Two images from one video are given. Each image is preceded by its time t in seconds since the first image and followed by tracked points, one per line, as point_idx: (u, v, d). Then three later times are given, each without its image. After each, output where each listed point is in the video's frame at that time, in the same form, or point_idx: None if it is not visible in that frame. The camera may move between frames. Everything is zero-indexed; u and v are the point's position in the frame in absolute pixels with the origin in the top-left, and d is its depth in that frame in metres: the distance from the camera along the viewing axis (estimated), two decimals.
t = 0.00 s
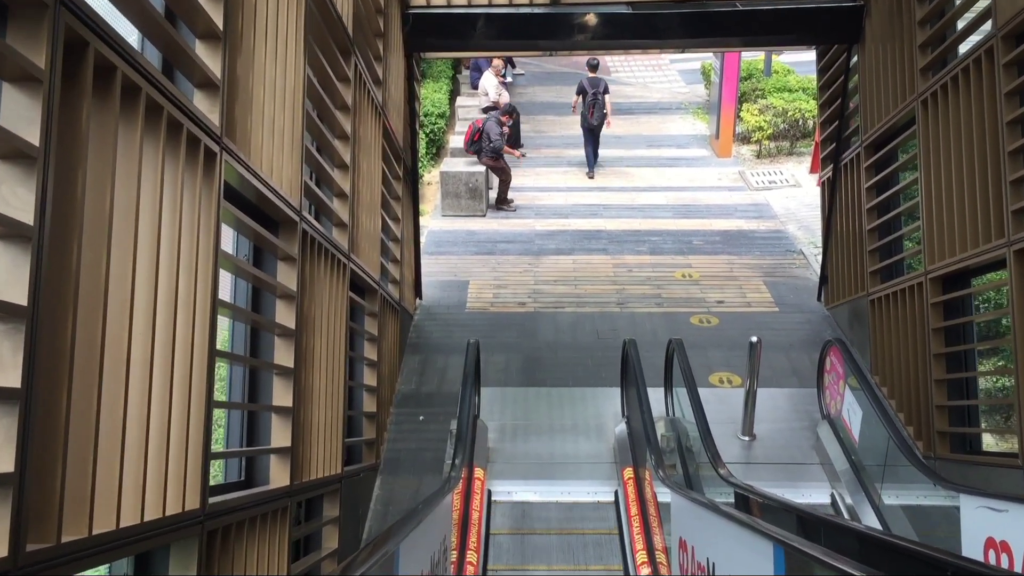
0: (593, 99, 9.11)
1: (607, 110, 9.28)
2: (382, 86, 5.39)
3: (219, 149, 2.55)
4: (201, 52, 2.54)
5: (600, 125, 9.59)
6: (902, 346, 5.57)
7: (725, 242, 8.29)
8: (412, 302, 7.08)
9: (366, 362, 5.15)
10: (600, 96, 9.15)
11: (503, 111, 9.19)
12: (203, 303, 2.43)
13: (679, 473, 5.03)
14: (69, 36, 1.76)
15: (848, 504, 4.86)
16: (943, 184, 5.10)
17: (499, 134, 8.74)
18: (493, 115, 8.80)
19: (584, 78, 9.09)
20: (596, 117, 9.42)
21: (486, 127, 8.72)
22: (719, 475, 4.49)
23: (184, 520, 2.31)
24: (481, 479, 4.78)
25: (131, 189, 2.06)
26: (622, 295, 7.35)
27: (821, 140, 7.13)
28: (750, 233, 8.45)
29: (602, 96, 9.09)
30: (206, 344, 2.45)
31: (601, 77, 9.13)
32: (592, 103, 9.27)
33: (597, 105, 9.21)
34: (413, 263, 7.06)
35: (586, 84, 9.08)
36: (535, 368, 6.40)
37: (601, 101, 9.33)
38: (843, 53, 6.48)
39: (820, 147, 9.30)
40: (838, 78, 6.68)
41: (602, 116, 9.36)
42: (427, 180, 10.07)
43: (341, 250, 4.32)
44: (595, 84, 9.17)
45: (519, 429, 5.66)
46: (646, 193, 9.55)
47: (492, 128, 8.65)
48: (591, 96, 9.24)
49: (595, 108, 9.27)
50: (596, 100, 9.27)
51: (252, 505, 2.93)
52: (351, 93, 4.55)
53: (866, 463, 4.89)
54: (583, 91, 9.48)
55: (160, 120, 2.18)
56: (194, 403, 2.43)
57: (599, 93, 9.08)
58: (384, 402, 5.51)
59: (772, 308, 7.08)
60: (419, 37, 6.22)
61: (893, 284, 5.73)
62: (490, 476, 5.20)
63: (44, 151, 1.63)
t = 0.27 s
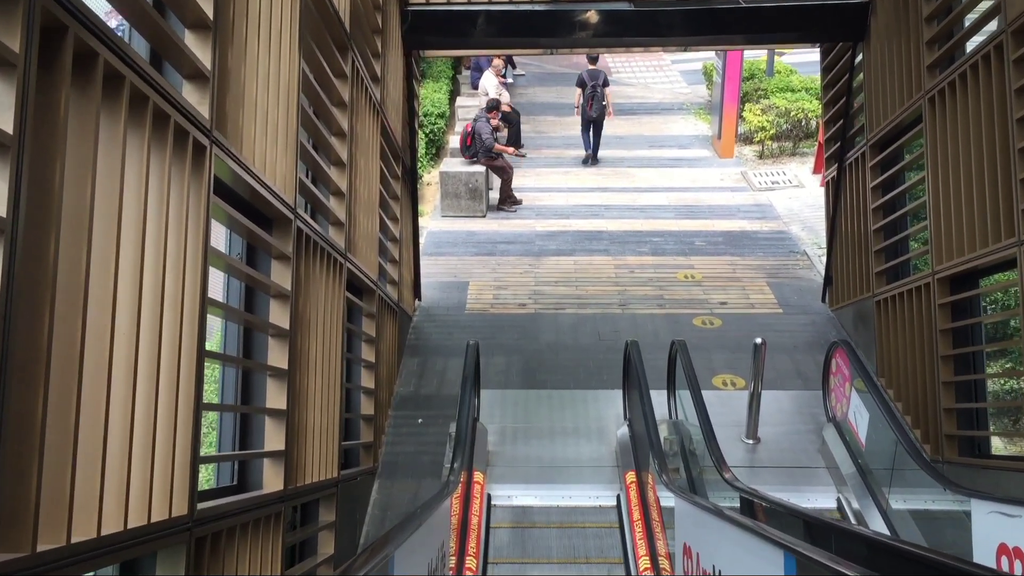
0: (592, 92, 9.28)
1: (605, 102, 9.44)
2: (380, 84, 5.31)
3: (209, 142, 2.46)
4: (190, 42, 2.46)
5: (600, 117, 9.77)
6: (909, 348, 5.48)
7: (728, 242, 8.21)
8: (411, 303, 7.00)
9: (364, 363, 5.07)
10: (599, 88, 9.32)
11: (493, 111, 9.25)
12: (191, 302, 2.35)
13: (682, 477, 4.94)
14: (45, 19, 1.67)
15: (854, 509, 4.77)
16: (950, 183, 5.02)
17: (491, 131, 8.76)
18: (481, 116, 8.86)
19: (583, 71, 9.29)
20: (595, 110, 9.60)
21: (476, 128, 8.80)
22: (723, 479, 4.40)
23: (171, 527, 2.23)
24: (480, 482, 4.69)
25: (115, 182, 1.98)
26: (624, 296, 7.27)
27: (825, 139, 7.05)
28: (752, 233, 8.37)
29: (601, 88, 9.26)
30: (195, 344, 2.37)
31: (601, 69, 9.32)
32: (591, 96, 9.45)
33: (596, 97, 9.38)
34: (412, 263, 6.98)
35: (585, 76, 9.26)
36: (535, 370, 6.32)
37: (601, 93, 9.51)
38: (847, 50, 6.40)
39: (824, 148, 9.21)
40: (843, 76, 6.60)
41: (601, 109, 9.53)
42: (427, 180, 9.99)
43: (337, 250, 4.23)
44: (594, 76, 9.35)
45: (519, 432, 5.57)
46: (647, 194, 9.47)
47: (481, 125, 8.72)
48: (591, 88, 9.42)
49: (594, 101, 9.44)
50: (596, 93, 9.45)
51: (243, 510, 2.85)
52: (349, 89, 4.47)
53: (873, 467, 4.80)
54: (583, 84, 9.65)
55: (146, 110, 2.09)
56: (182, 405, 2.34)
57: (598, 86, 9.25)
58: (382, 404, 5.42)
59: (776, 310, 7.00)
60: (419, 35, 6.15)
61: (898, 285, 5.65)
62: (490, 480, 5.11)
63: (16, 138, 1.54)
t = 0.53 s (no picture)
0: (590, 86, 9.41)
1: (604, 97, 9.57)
2: (377, 81, 5.23)
3: (198, 135, 2.38)
4: (178, 31, 2.37)
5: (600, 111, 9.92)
6: (915, 349, 5.39)
7: (730, 243, 8.13)
8: (410, 305, 6.91)
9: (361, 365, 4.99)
10: (598, 84, 9.44)
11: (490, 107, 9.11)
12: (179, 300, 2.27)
13: (685, 481, 4.85)
14: None
15: (860, 513, 4.68)
16: (956, 182, 4.94)
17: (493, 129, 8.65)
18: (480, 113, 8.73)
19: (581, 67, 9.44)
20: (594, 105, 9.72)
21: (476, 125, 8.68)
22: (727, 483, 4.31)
23: (157, 533, 2.14)
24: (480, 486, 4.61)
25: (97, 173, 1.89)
26: (625, 297, 7.19)
27: (829, 138, 6.97)
28: (755, 234, 8.29)
29: (599, 84, 9.39)
30: (182, 343, 2.29)
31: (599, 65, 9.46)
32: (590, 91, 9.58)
33: (594, 92, 9.50)
34: (411, 264, 6.90)
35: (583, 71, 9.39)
36: (535, 372, 6.23)
37: (599, 89, 9.63)
38: (852, 48, 6.32)
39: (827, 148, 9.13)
40: (847, 74, 6.52)
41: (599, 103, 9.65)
42: (426, 180, 9.91)
43: (333, 249, 4.14)
44: (593, 72, 9.48)
45: (519, 435, 5.48)
46: (649, 194, 9.39)
47: (481, 123, 8.60)
48: (589, 84, 9.55)
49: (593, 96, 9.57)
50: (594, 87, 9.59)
51: (234, 515, 2.76)
52: (345, 85, 4.38)
53: (879, 470, 4.71)
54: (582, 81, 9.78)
55: (129, 99, 2.01)
56: (169, 407, 2.26)
57: (597, 81, 9.40)
58: (379, 406, 5.33)
59: (779, 311, 6.92)
60: (417, 32, 6.07)
61: (904, 285, 5.57)
62: (489, 484, 5.02)
63: None
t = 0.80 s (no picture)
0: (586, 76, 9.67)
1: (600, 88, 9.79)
2: (374, 77, 5.14)
3: (187, 125, 2.30)
4: (165, 18, 2.29)
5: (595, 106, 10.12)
6: (920, 350, 5.30)
7: (731, 242, 8.05)
8: (408, 304, 6.83)
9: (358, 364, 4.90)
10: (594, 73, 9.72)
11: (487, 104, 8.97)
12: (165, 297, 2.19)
13: (686, 483, 4.77)
14: None
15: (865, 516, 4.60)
16: (962, 179, 4.86)
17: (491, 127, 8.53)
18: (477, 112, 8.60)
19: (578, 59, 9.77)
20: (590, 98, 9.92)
21: (475, 124, 8.55)
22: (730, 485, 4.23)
23: (142, 538, 2.06)
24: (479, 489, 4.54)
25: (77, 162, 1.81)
26: (626, 297, 7.10)
27: (832, 136, 6.89)
28: (756, 233, 8.21)
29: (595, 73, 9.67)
30: (168, 339, 2.20)
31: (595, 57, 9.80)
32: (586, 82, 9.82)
33: (591, 82, 9.73)
34: (409, 262, 6.82)
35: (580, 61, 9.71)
36: (534, 372, 6.15)
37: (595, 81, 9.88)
38: (856, 45, 6.24)
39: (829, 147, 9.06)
40: (851, 71, 6.44)
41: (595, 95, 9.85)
42: (425, 179, 9.83)
43: (329, 246, 4.06)
44: (588, 64, 9.78)
45: (518, 436, 5.39)
46: (649, 193, 9.30)
47: (480, 122, 8.47)
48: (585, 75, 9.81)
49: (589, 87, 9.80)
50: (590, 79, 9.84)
51: (225, 519, 2.68)
52: (341, 80, 4.30)
53: (884, 473, 4.63)
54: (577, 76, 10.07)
55: (112, 86, 1.93)
56: (155, 406, 2.18)
57: (593, 70, 9.67)
58: (376, 407, 5.25)
59: (781, 311, 6.84)
60: (415, 28, 5.99)
61: (908, 285, 5.49)
62: (487, 486, 4.93)
63: None
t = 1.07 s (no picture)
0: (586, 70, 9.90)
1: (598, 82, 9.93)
2: (371, 72, 5.06)
3: (174, 114, 2.21)
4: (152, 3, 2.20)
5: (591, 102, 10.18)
6: (925, 351, 5.22)
7: (733, 242, 7.96)
8: (406, 303, 6.75)
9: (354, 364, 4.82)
10: (593, 68, 9.95)
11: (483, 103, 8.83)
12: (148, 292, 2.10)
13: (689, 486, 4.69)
14: None
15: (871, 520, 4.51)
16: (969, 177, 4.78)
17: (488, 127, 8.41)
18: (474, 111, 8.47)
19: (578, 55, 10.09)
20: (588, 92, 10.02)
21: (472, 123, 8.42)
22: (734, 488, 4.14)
23: (125, 544, 1.99)
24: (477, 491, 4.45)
25: (52, 151, 1.72)
26: (626, 297, 7.02)
27: (835, 134, 6.81)
28: (758, 233, 8.12)
29: (594, 68, 9.89)
30: (153, 336, 2.12)
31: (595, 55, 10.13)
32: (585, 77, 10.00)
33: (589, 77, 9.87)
34: (406, 262, 6.73)
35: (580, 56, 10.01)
36: (534, 373, 6.06)
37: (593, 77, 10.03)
38: (859, 41, 6.16)
39: (831, 147, 8.98)
40: (854, 68, 6.36)
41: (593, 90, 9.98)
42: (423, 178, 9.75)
43: (324, 243, 3.97)
44: (587, 60, 10.07)
45: (517, 438, 5.30)
46: (650, 193, 9.22)
47: (477, 121, 8.34)
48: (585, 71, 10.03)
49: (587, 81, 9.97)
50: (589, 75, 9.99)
51: (213, 523, 2.59)
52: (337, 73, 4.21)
53: (890, 476, 4.54)
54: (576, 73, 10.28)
55: (92, 71, 1.84)
56: (139, 406, 2.10)
57: (592, 65, 9.93)
58: (372, 408, 5.16)
59: (784, 311, 6.75)
60: (413, 23, 5.92)
61: (913, 285, 5.41)
62: (486, 488, 4.84)
63: None
